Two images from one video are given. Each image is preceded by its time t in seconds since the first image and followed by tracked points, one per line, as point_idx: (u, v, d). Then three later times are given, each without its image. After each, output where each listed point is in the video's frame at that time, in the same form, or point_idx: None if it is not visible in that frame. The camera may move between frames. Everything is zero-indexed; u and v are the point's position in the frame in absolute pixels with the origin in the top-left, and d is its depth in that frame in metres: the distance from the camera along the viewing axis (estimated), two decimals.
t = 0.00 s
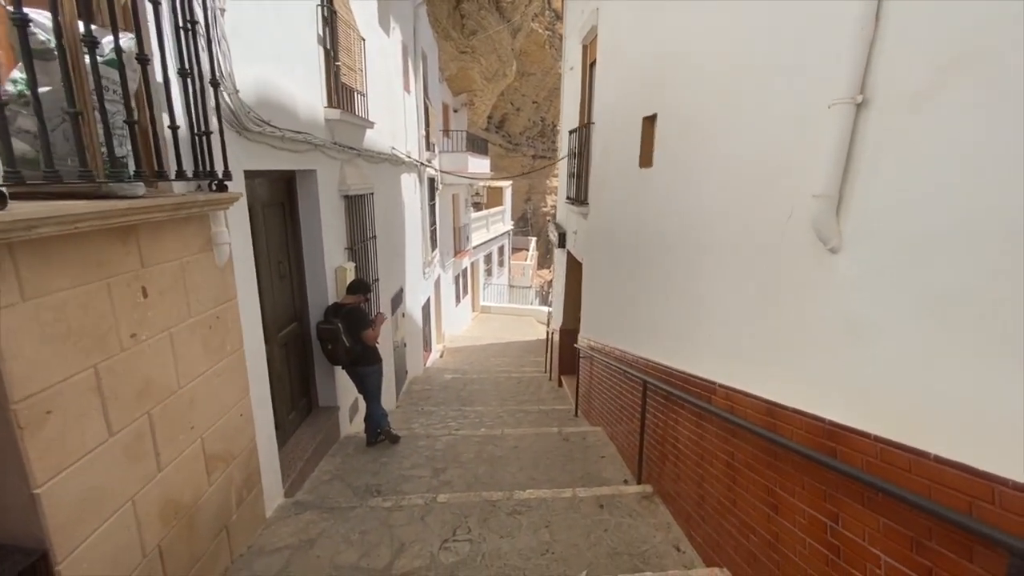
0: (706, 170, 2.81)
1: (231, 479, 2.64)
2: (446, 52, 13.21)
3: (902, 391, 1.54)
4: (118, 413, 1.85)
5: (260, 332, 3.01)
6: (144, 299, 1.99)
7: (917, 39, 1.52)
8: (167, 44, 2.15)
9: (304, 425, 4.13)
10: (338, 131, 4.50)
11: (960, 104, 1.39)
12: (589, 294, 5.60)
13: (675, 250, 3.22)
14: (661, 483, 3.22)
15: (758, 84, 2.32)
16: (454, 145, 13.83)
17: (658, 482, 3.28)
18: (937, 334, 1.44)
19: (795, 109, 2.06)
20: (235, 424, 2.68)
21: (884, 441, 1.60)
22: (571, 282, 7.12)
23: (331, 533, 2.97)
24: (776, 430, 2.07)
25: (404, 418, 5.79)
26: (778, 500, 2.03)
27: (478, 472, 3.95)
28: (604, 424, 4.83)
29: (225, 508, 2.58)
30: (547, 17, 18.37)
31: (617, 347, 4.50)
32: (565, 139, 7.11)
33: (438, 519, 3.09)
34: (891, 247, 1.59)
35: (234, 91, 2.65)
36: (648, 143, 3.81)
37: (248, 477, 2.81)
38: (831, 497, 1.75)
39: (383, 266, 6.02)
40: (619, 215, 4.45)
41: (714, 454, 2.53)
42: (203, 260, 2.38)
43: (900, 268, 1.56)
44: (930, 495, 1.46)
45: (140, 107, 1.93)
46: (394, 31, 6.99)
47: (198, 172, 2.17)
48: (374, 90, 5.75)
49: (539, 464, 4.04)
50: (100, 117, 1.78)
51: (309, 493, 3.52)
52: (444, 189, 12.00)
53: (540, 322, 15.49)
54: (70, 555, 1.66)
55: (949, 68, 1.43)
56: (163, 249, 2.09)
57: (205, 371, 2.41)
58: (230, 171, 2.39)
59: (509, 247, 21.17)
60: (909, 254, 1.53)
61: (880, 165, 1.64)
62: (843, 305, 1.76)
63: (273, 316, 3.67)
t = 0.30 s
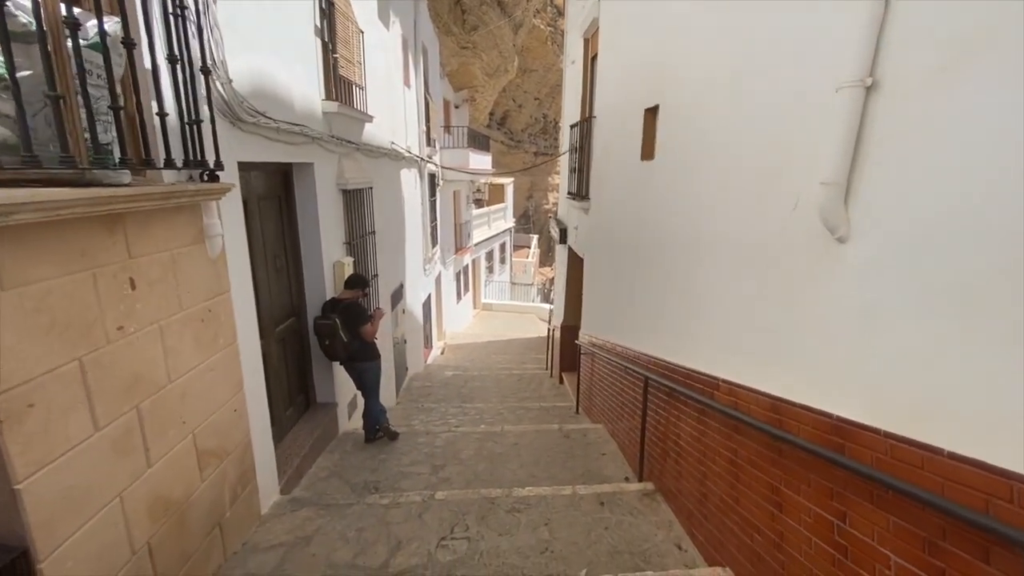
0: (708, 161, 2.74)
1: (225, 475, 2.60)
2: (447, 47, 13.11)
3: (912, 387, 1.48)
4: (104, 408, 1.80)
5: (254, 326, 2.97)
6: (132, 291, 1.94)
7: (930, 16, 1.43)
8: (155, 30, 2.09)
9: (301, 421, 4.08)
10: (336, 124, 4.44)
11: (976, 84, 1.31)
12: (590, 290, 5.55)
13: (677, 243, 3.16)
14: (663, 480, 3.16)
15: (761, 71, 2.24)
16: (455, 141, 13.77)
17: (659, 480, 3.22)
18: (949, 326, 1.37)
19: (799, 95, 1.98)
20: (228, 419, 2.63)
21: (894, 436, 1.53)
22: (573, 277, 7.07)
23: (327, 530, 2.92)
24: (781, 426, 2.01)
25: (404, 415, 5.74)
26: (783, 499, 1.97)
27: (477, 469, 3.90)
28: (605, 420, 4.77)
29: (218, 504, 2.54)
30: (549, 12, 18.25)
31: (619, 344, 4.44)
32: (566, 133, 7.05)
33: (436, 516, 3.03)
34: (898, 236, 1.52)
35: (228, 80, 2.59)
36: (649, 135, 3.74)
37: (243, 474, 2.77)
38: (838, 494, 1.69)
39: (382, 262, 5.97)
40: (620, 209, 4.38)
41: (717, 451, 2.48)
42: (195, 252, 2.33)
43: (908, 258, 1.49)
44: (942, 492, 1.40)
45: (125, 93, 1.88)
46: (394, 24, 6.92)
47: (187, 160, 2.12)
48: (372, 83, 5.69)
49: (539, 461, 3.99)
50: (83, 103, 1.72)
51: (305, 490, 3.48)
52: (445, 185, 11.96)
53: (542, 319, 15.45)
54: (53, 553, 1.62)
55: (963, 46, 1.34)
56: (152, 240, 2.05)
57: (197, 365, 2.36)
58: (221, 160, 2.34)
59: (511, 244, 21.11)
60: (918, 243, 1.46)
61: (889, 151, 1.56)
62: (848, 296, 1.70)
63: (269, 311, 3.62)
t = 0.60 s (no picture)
0: (724, 145, 2.62)
1: (220, 473, 2.51)
2: (449, 43, 12.99)
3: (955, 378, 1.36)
4: (89, 400, 1.71)
5: (251, 319, 2.87)
6: (119, 278, 1.85)
7: None
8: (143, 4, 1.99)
9: (301, 418, 3.99)
10: (336, 114, 4.34)
11: None
12: (596, 285, 5.43)
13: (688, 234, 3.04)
14: (673, 479, 3.05)
15: (780, 48, 2.13)
16: (458, 138, 13.67)
17: (670, 479, 3.11)
18: (999, 311, 1.26)
19: (824, 70, 1.86)
20: (223, 414, 2.53)
21: (935, 431, 1.42)
22: (577, 273, 6.96)
23: (326, 530, 2.83)
24: (805, 421, 1.90)
25: (405, 412, 5.64)
26: (807, 499, 1.86)
27: (480, 467, 3.80)
28: (611, 418, 4.66)
29: (212, 503, 2.44)
30: (553, 9, 18.14)
31: (626, 340, 4.33)
32: (571, 127, 6.94)
33: (438, 516, 2.93)
34: (940, 215, 1.40)
35: (223, 63, 2.49)
36: (658, 123, 3.64)
37: (239, 471, 2.67)
38: (871, 494, 1.58)
39: (384, 257, 5.87)
40: (628, 201, 4.27)
41: (733, 448, 2.37)
42: (187, 240, 2.23)
43: (952, 238, 1.37)
44: (991, 490, 1.29)
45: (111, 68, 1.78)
46: (396, 17, 6.82)
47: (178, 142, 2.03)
48: (374, 75, 5.59)
49: (544, 460, 3.88)
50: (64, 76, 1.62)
51: (304, 488, 3.38)
52: (448, 182, 11.86)
53: (545, 318, 15.34)
54: (32, 554, 1.52)
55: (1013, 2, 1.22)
56: (140, 225, 1.95)
57: (190, 357, 2.26)
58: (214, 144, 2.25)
59: (514, 243, 21.01)
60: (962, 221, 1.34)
61: (929, 123, 1.44)
62: (881, 281, 1.58)
63: (268, 305, 3.53)
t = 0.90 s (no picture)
0: (750, 131, 2.48)
1: (214, 475, 2.39)
2: (453, 40, 12.87)
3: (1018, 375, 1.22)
4: (68, 399, 1.59)
5: (248, 315, 2.76)
6: (102, 269, 1.73)
7: None
8: None
9: (301, 418, 3.87)
10: (337, 106, 4.22)
11: None
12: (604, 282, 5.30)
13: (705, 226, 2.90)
14: (689, 483, 2.92)
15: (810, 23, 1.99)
16: (462, 136, 13.55)
17: (685, 483, 2.98)
18: None
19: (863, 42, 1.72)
20: (217, 414, 2.42)
21: (994, 434, 1.29)
22: (584, 271, 6.82)
23: (325, 535, 2.71)
24: (840, 423, 1.77)
25: (409, 413, 5.53)
26: (840, 506, 1.73)
27: (486, 470, 3.67)
28: (620, 419, 4.53)
29: (206, 507, 2.32)
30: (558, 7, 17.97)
31: (637, 338, 4.19)
32: (578, 121, 6.81)
33: (443, 521, 2.81)
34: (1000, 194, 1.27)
35: (216, 46, 2.37)
36: (670, 111, 3.65)
37: (234, 474, 2.56)
38: (917, 503, 1.45)
39: (387, 254, 5.75)
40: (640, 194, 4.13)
41: (756, 451, 2.24)
42: (178, 230, 2.11)
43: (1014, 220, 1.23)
44: None
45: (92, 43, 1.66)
46: (399, 10, 6.70)
47: (166, 125, 1.91)
48: (376, 68, 5.47)
49: (552, 462, 3.75)
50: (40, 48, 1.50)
51: (304, 491, 3.26)
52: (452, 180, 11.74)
53: (550, 317, 15.21)
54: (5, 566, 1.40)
55: None
56: (126, 213, 1.83)
57: (182, 354, 2.15)
58: (206, 129, 2.14)
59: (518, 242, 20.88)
60: None
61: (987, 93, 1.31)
62: (932, 270, 1.44)
63: (267, 302, 3.41)
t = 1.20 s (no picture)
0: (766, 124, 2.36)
1: (204, 484, 2.29)
2: (456, 38, 12.76)
3: None
4: (40, 409, 1.49)
5: (241, 317, 2.66)
6: (80, 270, 1.63)
7: None
8: None
9: (299, 422, 3.77)
10: (336, 102, 4.12)
11: None
12: (611, 283, 5.18)
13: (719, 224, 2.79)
14: (698, 493, 2.80)
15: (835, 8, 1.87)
16: (466, 134, 13.46)
17: (694, 492, 2.86)
18: None
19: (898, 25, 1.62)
20: (207, 421, 2.32)
21: None
22: (589, 271, 6.71)
23: (320, 546, 2.60)
24: (867, 436, 1.66)
25: (411, 415, 5.42)
26: (867, 526, 1.62)
27: (488, 476, 3.56)
28: (626, 423, 4.41)
29: (195, 518, 2.22)
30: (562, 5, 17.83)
31: (643, 340, 4.08)
32: (583, 118, 6.69)
33: (442, 531, 2.70)
34: None
35: (207, 38, 2.27)
36: (679, 105, 3.54)
37: (225, 482, 2.46)
38: (958, 527, 1.35)
39: (387, 254, 5.64)
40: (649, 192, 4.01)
41: (770, 462, 2.13)
42: (163, 229, 2.01)
43: None
44: None
45: (68, 29, 1.56)
46: (400, 7, 6.60)
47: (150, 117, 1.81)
48: (377, 64, 5.36)
49: (556, 469, 3.64)
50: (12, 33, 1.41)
51: (300, 498, 3.16)
52: (455, 179, 11.64)
53: (554, 317, 15.10)
54: None
55: None
56: (106, 210, 1.73)
57: (168, 359, 2.05)
58: (193, 122, 2.04)
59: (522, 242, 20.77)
60: None
61: None
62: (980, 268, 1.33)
63: (262, 303, 3.30)
